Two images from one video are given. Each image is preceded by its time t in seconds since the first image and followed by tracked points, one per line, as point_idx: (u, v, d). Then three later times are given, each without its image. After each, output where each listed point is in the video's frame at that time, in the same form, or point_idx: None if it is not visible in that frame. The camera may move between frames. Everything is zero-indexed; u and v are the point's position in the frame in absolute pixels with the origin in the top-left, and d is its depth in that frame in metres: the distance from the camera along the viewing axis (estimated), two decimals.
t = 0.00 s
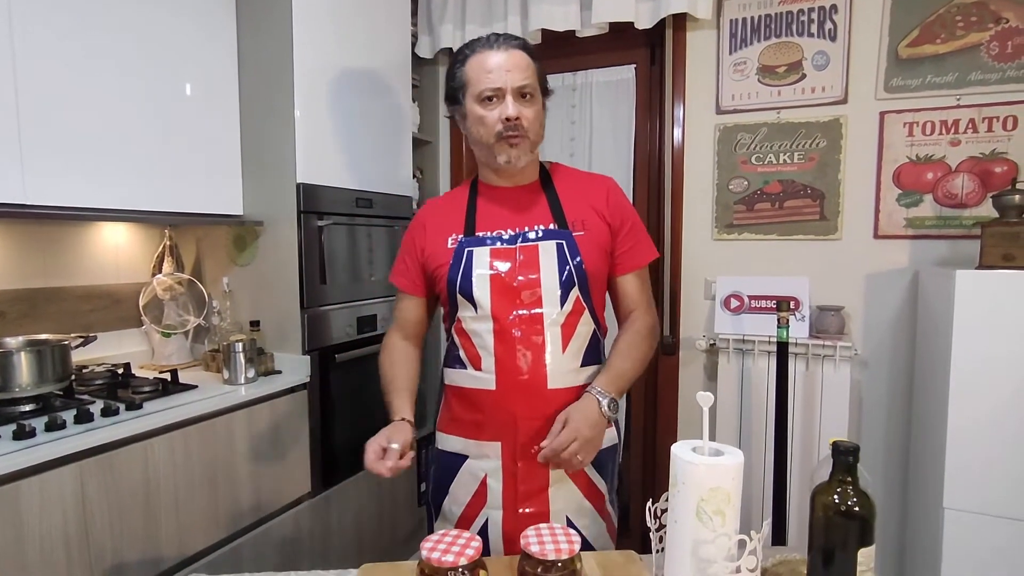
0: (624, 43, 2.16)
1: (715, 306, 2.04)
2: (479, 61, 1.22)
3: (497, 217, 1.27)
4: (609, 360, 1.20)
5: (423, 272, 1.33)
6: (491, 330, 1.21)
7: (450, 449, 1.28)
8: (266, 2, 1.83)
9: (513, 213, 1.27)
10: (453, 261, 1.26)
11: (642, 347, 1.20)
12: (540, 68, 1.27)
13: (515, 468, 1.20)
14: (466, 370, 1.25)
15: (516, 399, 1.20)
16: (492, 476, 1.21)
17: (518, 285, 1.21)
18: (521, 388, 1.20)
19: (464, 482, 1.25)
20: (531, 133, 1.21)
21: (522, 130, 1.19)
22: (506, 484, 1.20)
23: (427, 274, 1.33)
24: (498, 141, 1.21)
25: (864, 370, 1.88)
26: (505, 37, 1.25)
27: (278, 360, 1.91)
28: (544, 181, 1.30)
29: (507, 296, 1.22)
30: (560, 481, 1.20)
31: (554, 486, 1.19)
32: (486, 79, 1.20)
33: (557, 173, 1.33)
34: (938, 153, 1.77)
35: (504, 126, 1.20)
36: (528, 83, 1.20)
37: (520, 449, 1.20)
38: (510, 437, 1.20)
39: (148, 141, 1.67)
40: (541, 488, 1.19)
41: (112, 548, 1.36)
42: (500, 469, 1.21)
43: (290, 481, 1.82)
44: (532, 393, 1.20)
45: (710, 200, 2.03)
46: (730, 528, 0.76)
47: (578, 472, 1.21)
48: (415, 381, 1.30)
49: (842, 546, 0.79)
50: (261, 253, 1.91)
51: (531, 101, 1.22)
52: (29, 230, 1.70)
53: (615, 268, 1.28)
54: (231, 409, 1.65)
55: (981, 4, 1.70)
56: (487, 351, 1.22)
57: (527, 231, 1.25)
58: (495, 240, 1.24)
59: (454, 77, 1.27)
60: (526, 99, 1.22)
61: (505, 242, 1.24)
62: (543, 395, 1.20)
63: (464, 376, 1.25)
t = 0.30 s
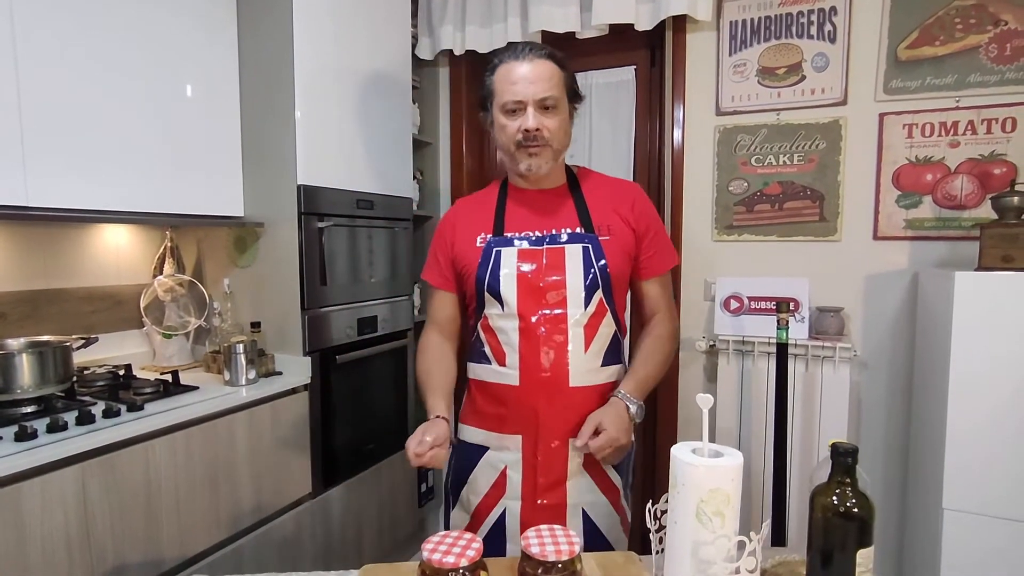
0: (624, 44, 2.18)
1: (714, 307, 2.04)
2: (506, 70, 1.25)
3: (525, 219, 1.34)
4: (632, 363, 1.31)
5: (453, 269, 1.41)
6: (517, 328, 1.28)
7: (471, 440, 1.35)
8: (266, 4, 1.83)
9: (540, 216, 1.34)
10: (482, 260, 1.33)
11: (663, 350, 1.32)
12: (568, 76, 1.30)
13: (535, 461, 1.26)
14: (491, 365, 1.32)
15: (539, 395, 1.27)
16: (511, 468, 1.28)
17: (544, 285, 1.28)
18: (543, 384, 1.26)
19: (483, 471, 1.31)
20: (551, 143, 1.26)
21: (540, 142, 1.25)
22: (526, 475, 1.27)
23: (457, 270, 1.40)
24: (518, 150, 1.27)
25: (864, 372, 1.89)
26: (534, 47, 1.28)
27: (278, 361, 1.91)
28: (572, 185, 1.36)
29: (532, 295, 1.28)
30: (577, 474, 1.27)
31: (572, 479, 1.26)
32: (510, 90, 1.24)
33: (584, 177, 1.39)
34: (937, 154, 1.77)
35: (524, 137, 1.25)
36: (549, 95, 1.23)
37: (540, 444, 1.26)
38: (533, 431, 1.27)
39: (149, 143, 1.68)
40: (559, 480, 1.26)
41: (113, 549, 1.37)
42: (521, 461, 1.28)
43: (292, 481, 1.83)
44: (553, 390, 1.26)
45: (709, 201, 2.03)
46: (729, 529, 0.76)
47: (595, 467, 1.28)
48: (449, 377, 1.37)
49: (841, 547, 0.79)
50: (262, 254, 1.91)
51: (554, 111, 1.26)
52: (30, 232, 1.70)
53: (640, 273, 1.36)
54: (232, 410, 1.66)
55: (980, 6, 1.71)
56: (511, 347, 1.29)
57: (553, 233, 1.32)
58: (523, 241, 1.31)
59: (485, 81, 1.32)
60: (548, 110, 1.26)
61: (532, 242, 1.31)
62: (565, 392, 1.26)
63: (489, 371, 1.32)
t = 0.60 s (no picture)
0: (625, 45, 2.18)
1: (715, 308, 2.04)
2: (534, 79, 1.28)
3: (548, 220, 1.38)
4: (652, 366, 1.35)
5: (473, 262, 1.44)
6: (536, 325, 1.33)
7: (487, 432, 1.40)
8: (267, 5, 1.84)
9: (562, 217, 1.38)
10: (505, 258, 1.37)
11: (680, 353, 1.36)
12: (595, 87, 1.31)
13: (550, 453, 1.33)
14: (510, 360, 1.37)
15: (557, 391, 1.32)
16: (528, 460, 1.34)
17: (564, 284, 1.32)
18: (560, 381, 1.32)
19: (497, 462, 1.37)
20: (572, 154, 1.29)
21: (561, 152, 1.28)
22: (541, 467, 1.33)
23: (478, 267, 1.44)
24: (539, 158, 1.31)
25: (864, 373, 1.89)
26: (564, 58, 1.29)
27: (279, 362, 1.91)
28: (594, 189, 1.40)
29: (553, 294, 1.32)
30: (590, 466, 1.34)
31: (585, 471, 1.34)
32: (535, 100, 1.27)
33: (606, 180, 1.44)
34: (938, 156, 1.77)
35: (544, 147, 1.29)
36: (574, 108, 1.26)
37: (556, 437, 1.32)
38: (549, 425, 1.33)
39: (150, 144, 1.68)
40: (572, 473, 1.33)
41: (115, 550, 1.37)
42: (537, 453, 1.33)
43: (294, 482, 1.83)
44: (569, 386, 1.31)
45: (710, 202, 2.03)
46: (732, 531, 0.76)
47: (606, 461, 1.36)
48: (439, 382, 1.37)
49: (843, 548, 0.80)
50: (263, 255, 1.91)
51: (577, 123, 1.28)
52: (30, 233, 1.70)
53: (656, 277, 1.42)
54: (234, 411, 1.66)
55: (981, 8, 1.71)
56: (530, 342, 1.34)
57: (575, 234, 1.36)
58: (545, 241, 1.35)
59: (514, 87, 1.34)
60: (572, 122, 1.28)
61: (553, 243, 1.35)
62: (581, 389, 1.32)
63: (508, 366, 1.37)
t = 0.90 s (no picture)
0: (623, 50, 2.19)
1: (712, 312, 2.05)
2: (551, 93, 1.28)
3: (555, 227, 1.39)
4: (658, 373, 1.35)
5: (482, 263, 1.44)
6: (538, 327, 1.34)
7: (485, 426, 1.42)
8: (267, 7, 1.84)
9: (569, 224, 1.39)
10: (510, 261, 1.38)
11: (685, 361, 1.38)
12: (610, 102, 1.32)
13: (546, 449, 1.35)
14: (511, 359, 1.38)
15: (557, 391, 1.33)
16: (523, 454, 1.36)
17: (566, 290, 1.34)
18: (560, 382, 1.33)
19: (494, 455, 1.39)
20: (586, 167, 1.30)
21: (576, 166, 1.29)
22: (537, 462, 1.36)
23: (486, 266, 1.45)
24: (553, 170, 1.31)
25: (860, 377, 1.90)
26: (582, 72, 1.30)
27: (275, 364, 1.91)
28: (604, 199, 1.41)
29: (555, 298, 1.34)
30: (583, 464, 1.36)
31: (578, 468, 1.36)
32: (553, 113, 1.28)
33: (614, 191, 1.44)
34: (934, 161, 1.78)
35: (560, 161, 1.29)
36: (591, 123, 1.26)
37: (553, 434, 1.34)
38: (546, 422, 1.35)
39: (149, 145, 1.68)
40: (566, 469, 1.35)
41: (111, 552, 1.36)
42: (532, 448, 1.36)
43: (291, 484, 1.83)
44: (568, 389, 1.33)
45: (707, 207, 2.04)
46: (728, 533, 0.77)
47: (599, 459, 1.37)
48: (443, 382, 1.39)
49: (839, 551, 0.80)
50: (261, 257, 1.91)
51: (593, 137, 1.29)
52: (28, 234, 1.70)
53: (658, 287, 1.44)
54: (231, 413, 1.66)
55: (976, 15, 1.72)
56: (531, 343, 1.35)
57: (580, 242, 1.37)
58: (549, 246, 1.36)
59: (530, 98, 1.34)
60: (588, 136, 1.29)
61: (557, 249, 1.36)
62: (580, 391, 1.33)
63: (510, 365, 1.38)
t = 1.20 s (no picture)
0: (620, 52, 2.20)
1: (708, 314, 2.06)
2: (543, 96, 1.29)
3: (546, 224, 1.41)
4: (631, 360, 1.29)
5: (480, 259, 1.45)
6: (527, 321, 1.37)
7: (477, 421, 1.44)
8: (265, 8, 1.85)
9: (560, 221, 1.41)
10: (501, 257, 1.41)
11: (662, 355, 1.31)
12: (601, 106, 1.33)
13: (534, 442, 1.37)
14: (502, 353, 1.41)
15: (547, 384, 1.36)
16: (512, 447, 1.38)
17: (555, 285, 1.37)
18: (549, 375, 1.36)
19: (484, 450, 1.41)
20: (578, 169, 1.32)
21: (568, 168, 1.31)
22: (525, 455, 1.37)
23: (481, 261, 1.45)
24: (546, 172, 1.33)
25: (856, 379, 1.90)
26: (574, 76, 1.30)
27: (273, 364, 1.91)
28: (594, 197, 1.42)
29: (544, 293, 1.37)
30: (570, 458, 1.38)
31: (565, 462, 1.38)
32: (545, 117, 1.28)
33: (605, 189, 1.45)
34: (928, 164, 1.79)
35: (553, 164, 1.31)
36: (582, 127, 1.27)
37: (541, 427, 1.37)
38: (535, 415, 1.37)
39: (146, 144, 1.68)
40: (555, 462, 1.38)
41: (106, 551, 1.36)
42: (522, 443, 1.37)
43: (286, 483, 1.83)
44: (557, 381, 1.36)
45: (704, 209, 2.05)
46: (723, 532, 0.77)
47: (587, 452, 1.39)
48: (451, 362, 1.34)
49: (832, 550, 0.80)
50: (258, 257, 1.91)
51: (585, 140, 1.30)
52: (24, 233, 1.70)
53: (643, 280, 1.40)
54: (226, 413, 1.65)
55: (971, 18, 1.73)
56: (521, 338, 1.38)
57: (570, 238, 1.39)
58: (539, 243, 1.39)
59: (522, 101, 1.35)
60: (580, 139, 1.30)
61: (548, 246, 1.38)
62: (569, 384, 1.36)
63: (500, 359, 1.41)
